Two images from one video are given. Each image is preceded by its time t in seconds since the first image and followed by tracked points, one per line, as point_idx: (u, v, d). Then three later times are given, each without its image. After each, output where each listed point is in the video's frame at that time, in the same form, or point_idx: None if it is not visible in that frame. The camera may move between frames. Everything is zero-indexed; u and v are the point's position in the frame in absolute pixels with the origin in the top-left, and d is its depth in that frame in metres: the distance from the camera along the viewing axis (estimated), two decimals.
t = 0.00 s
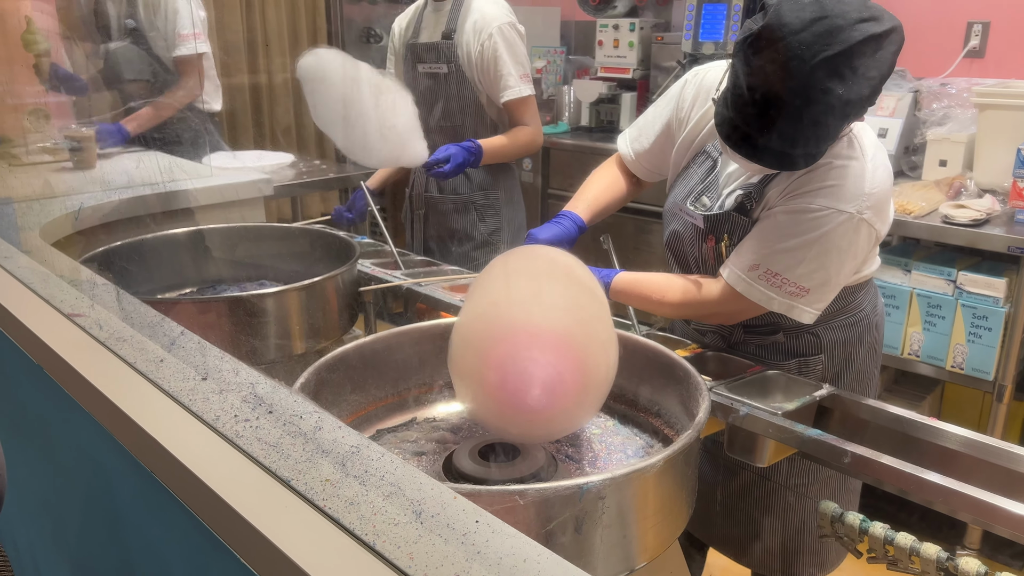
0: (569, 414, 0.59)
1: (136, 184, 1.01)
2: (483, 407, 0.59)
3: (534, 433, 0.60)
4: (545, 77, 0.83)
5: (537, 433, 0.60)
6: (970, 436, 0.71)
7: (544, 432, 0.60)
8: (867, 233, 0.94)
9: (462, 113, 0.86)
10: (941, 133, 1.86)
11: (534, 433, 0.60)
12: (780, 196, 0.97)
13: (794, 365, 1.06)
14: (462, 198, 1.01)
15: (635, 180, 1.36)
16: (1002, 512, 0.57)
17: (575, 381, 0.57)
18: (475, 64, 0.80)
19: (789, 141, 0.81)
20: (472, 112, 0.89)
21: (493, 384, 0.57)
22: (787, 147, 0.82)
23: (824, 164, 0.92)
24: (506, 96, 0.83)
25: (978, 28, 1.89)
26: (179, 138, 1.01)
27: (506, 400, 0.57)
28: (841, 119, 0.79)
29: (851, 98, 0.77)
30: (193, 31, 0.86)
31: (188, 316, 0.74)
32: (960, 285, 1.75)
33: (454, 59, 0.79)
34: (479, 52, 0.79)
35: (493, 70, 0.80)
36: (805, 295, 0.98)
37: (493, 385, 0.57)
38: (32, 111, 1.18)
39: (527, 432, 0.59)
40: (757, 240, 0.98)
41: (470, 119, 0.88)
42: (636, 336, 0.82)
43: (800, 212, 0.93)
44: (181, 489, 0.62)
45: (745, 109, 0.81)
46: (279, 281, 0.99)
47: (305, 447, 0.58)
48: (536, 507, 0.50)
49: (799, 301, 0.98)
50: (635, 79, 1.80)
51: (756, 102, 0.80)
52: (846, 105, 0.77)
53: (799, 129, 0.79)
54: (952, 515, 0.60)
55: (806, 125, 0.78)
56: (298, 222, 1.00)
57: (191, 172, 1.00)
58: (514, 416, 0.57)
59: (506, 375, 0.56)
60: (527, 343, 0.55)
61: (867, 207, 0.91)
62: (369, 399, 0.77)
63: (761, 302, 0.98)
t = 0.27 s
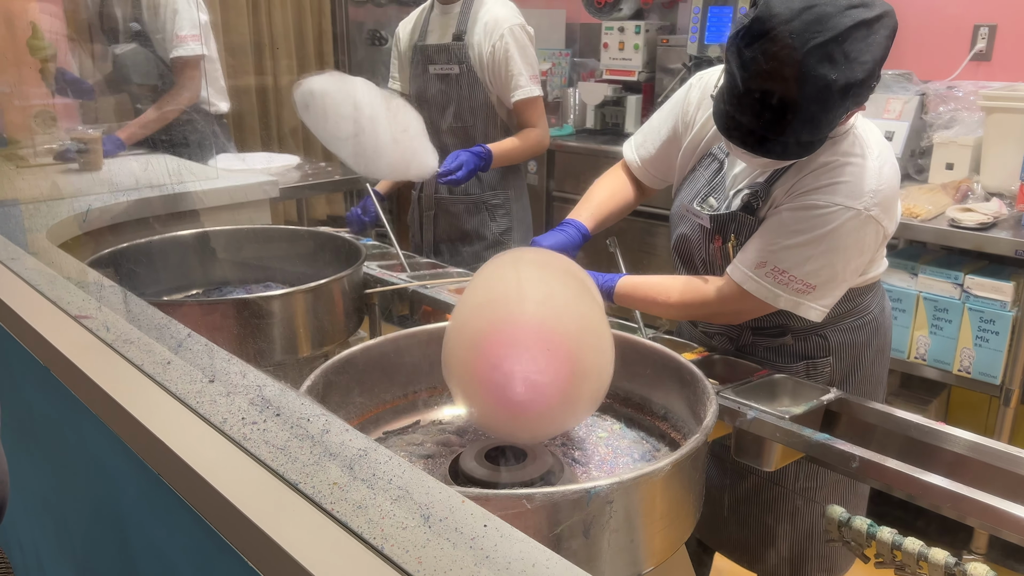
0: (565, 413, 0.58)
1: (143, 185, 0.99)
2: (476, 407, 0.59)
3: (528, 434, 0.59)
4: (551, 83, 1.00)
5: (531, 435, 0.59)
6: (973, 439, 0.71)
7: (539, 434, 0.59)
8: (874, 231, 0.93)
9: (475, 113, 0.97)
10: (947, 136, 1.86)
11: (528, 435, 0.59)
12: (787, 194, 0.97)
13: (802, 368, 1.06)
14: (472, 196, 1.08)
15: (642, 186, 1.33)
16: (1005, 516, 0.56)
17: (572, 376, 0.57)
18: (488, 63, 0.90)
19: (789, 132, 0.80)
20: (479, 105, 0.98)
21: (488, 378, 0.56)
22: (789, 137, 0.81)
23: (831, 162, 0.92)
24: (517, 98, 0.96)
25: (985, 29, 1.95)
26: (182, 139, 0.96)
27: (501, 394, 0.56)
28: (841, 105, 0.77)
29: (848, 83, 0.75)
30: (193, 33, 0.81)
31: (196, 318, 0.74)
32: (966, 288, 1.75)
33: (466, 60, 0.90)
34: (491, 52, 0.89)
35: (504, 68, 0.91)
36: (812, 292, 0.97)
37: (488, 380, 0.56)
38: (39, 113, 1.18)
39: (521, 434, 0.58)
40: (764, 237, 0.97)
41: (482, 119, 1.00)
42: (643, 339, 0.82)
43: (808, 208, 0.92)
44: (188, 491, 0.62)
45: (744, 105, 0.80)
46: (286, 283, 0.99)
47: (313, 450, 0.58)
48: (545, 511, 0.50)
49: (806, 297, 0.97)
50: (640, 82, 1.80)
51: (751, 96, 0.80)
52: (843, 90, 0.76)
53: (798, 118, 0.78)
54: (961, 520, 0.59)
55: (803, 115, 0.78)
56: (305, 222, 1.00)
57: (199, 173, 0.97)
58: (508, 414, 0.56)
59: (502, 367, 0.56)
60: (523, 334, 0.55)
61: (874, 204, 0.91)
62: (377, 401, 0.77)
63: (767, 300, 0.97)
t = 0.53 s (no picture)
0: (549, 402, 0.58)
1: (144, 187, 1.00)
2: (459, 388, 0.59)
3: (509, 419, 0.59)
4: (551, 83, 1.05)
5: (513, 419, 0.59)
6: (983, 445, 0.69)
7: (521, 419, 0.59)
8: (882, 226, 0.93)
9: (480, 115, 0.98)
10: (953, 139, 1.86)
11: (509, 419, 0.59)
12: (794, 189, 0.96)
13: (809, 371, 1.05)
14: (475, 199, 1.11)
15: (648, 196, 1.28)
16: (1011, 519, 0.55)
17: (559, 365, 0.56)
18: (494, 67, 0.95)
19: (790, 122, 0.80)
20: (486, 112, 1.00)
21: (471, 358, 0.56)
22: (791, 127, 0.81)
23: (838, 156, 0.92)
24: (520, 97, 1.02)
25: (991, 34, 1.96)
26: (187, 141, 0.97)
27: (484, 375, 0.56)
28: (837, 90, 0.76)
29: (842, 67, 0.75)
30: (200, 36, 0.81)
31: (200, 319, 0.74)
32: (971, 292, 1.74)
33: (472, 62, 0.94)
34: (498, 54, 0.93)
35: (511, 69, 0.96)
36: (819, 287, 0.95)
37: (472, 360, 0.56)
38: (43, 114, 1.18)
39: (502, 417, 0.59)
40: (770, 231, 0.96)
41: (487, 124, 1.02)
42: (641, 340, 0.82)
43: (815, 200, 0.92)
44: (190, 493, 0.61)
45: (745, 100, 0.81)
46: (289, 284, 0.99)
47: (317, 452, 0.57)
48: (550, 514, 0.49)
49: (812, 292, 0.95)
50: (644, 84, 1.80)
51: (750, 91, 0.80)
52: (838, 74, 0.75)
53: (797, 108, 0.78)
54: (967, 524, 0.59)
55: (800, 104, 0.78)
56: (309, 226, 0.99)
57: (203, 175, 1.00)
58: (490, 395, 0.57)
59: (487, 348, 0.55)
60: (513, 318, 0.54)
61: (882, 197, 0.90)
62: (380, 404, 0.77)
63: (772, 293, 0.96)
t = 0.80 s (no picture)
0: (539, 398, 0.56)
1: (146, 189, 1.01)
2: (445, 386, 0.56)
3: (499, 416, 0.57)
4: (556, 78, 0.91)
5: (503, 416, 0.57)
6: (984, 447, 0.69)
7: (512, 416, 0.56)
8: (886, 222, 0.92)
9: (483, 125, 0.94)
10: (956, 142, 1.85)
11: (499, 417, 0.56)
12: (798, 186, 0.96)
13: (814, 375, 1.05)
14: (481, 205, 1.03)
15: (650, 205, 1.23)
16: (1012, 523, 0.55)
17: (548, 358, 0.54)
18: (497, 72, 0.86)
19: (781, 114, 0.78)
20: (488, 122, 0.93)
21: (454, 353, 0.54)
22: (784, 118, 0.78)
23: (842, 153, 0.92)
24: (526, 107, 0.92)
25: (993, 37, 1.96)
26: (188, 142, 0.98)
27: (470, 371, 0.54)
28: (824, 74, 0.74)
29: (827, 48, 0.73)
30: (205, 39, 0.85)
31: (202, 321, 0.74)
32: (974, 295, 1.74)
33: (474, 64, 0.87)
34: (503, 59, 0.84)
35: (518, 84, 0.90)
36: (824, 284, 0.94)
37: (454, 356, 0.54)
38: (45, 115, 1.19)
39: (491, 414, 0.56)
40: (774, 227, 0.95)
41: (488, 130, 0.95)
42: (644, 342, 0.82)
43: (820, 195, 0.91)
44: (191, 496, 0.61)
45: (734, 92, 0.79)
46: (292, 286, 0.98)
47: (317, 454, 0.57)
48: (551, 517, 0.49)
49: (817, 288, 0.94)
50: (646, 86, 1.80)
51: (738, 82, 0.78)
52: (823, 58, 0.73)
53: (785, 96, 0.76)
54: (970, 529, 0.59)
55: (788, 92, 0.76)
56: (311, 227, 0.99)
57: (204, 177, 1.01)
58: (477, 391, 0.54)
59: (471, 342, 0.53)
60: (496, 308, 0.52)
61: (885, 192, 0.90)
62: (382, 405, 0.77)
63: (776, 289, 0.95)
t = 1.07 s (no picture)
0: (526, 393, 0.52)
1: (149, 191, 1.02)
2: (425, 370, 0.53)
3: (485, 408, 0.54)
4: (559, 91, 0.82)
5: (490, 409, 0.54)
6: (984, 452, 0.69)
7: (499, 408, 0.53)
8: (890, 219, 0.92)
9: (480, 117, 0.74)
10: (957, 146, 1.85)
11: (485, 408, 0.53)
12: (800, 189, 0.96)
13: (819, 380, 1.05)
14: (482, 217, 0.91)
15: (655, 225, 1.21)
16: (1016, 527, 0.55)
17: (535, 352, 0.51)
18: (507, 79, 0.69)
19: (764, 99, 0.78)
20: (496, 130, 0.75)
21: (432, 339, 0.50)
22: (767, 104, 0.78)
23: (842, 153, 0.92)
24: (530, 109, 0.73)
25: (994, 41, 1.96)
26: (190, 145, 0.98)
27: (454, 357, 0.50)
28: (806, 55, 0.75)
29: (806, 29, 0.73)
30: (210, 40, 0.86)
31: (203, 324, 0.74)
32: (976, 299, 1.74)
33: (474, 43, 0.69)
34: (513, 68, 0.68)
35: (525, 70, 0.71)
36: (830, 284, 0.93)
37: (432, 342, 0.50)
38: (48, 118, 1.19)
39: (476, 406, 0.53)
40: (779, 230, 0.93)
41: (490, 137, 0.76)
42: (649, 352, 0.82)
43: (823, 194, 0.91)
44: (192, 499, 0.61)
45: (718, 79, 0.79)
46: (292, 288, 1.01)
47: (318, 458, 0.57)
48: (553, 521, 0.49)
49: (824, 289, 0.93)
50: (648, 89, 1.80)
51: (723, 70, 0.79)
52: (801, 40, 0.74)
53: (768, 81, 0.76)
54: (972, 534, 0.58)
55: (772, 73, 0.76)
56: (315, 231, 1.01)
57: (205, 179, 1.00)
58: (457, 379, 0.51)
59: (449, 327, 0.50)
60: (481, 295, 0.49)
61: (889, 189, 0.90)
62: (383, 409, 0.77)
63: (784, 291, 0.93)
